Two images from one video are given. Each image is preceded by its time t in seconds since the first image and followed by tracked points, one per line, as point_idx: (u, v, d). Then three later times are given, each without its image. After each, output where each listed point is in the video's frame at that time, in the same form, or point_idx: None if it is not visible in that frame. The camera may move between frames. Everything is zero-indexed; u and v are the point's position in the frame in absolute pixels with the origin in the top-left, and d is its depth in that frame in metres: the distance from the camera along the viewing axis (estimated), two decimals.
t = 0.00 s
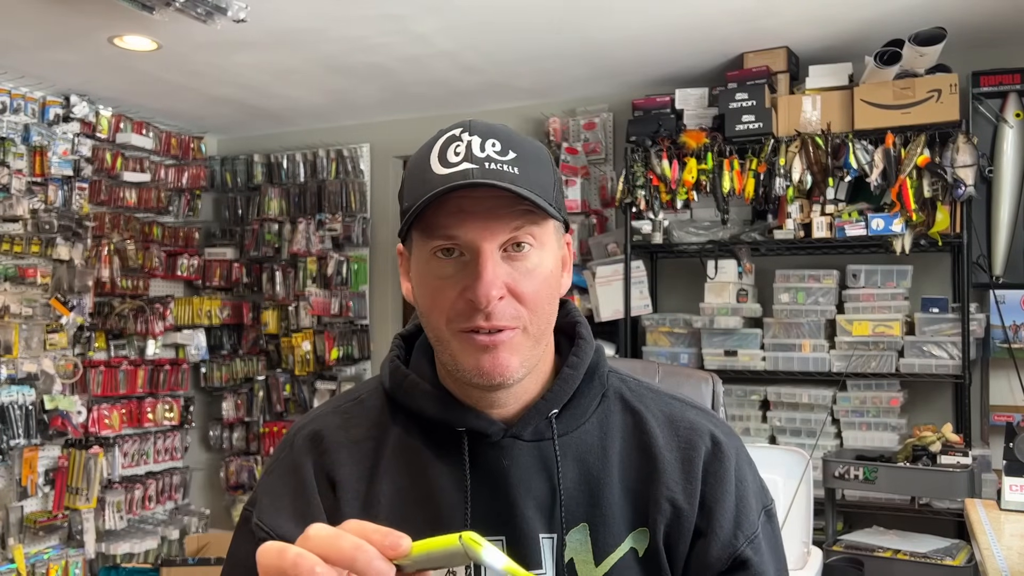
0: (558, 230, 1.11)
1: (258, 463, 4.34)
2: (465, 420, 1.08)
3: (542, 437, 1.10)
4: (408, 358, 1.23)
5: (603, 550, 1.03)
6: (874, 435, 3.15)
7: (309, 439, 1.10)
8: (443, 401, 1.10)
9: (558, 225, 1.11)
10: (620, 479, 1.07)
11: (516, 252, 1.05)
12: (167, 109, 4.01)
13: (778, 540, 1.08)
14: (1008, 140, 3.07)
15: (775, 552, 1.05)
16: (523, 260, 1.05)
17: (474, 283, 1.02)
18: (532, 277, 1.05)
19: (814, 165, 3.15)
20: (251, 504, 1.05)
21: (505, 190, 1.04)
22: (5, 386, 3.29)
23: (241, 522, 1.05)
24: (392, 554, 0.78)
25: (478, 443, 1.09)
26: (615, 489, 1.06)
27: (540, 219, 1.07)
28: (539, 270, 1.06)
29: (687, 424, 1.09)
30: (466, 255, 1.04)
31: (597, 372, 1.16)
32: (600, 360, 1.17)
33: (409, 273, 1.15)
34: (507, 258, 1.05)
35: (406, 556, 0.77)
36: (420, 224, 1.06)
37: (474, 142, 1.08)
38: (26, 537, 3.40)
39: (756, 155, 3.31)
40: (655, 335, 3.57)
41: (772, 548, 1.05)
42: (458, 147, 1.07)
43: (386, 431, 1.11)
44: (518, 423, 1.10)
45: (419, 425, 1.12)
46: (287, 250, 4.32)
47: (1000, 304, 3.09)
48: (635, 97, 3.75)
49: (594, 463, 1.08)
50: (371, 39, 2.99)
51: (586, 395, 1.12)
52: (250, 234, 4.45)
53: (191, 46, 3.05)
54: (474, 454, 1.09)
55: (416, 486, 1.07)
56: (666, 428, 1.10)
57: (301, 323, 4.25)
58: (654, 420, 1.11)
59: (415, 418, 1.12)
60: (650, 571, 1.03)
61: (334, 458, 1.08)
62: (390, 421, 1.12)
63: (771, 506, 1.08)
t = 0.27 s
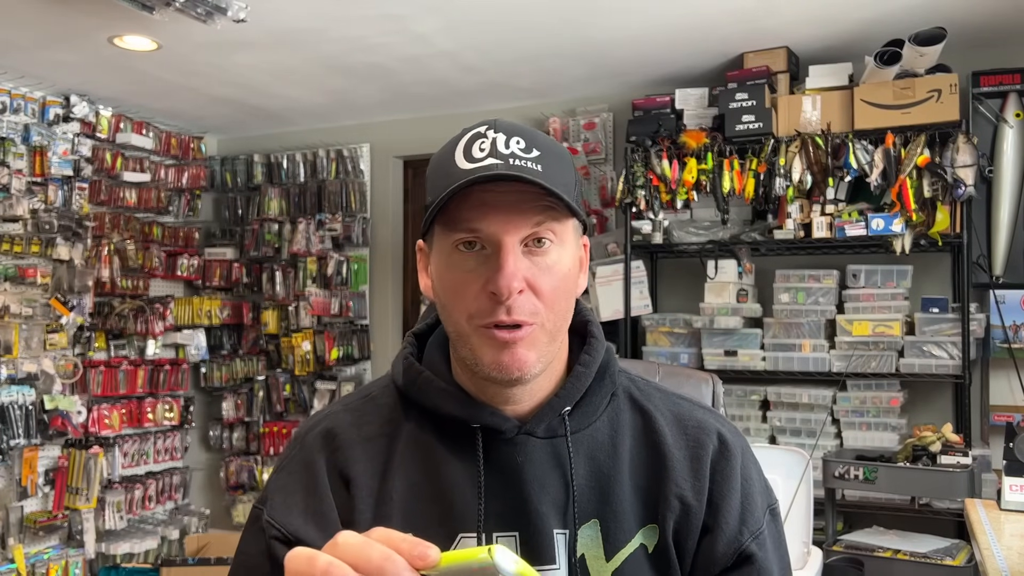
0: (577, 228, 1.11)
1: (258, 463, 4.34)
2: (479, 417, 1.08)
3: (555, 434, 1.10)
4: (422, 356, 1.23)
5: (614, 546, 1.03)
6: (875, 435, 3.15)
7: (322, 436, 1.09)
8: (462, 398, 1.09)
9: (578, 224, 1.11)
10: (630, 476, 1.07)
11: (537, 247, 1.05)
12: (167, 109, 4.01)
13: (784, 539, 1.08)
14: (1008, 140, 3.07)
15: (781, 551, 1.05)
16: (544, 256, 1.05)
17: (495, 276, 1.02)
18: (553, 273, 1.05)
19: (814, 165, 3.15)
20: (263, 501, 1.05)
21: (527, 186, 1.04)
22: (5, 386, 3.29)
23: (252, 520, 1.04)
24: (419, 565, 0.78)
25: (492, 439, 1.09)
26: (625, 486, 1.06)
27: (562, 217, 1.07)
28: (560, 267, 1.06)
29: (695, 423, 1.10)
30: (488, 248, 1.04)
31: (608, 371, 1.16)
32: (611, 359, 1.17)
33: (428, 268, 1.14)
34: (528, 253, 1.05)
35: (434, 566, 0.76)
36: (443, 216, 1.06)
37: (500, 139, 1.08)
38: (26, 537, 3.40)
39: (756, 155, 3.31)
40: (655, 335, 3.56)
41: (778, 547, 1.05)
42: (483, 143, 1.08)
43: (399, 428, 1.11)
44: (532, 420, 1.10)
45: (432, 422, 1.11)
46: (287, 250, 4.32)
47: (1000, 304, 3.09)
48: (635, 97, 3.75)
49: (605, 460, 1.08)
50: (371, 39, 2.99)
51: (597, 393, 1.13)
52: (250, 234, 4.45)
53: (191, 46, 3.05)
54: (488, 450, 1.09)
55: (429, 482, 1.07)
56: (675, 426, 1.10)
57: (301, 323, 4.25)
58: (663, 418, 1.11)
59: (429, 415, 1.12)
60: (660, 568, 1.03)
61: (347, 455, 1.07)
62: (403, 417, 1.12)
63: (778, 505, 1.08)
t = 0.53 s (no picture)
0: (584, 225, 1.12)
1: (258, 463, 4.34)
2: (484, 412, 1.09)
3: (559, 430, 1.10)
4: (427, 354, 1.23)
5: (616, 540, 1.03)
6: (875, 435, 3.15)
7: (329, 433, 1.09)
8: (465, 395, 1.10)
9: (585, 221, 1.12)
10: (632, 471, 1.07)
11: (546, 239, 1.06)
12: (167, 109, 4.01)
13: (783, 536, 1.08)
14: (1008, 140, 3.07)
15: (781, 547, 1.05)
16: (552, 247, 1.06)
17: (505, 263, 1.03)
18: (561, 265, 1.05)
19: (814, 165, 3.15)
20: (270, 498, 1.04)
21: (537, 180, 1.06)
22: (5, 386, 3.29)
23: (258, 517, 1.03)
24: (435, 550, 0.78)
25: (497, 434, 1.10)
26: (627, 481, 1.06)
27: (570, 211, 1.08)
28: (567, 259, 1.06)
29: (696, 419, 1.10)
30: (497, 238, 1.05)
31: (609, 368, 1.16)
32: (613, 356, 1.17)
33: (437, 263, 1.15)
34: (537, 245, 1.05)
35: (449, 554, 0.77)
36: (454, 208, 1.07)
37: (511, 136, 1.08)
38: (26, 537, 3.40)
39: (756, 155, 3.31)
40: (655, 335, 3.57)
41: (777, 542, 1.05)
42: (494, 140, 1.08)
43: (405, 424, 1.11)
44: (536, 415, 1.11)
45: (438, 419, 1.12)
46: (287, 250, 4.32)
47: (1000, 304, 3.09)
48: (635, 97, 3.75)
49: (607, 456, 1.08)
50: (372, 39, 2.99)
51: (600, 389, 1.13)
52: (250, 234, 4.45)
53: (191, 46, 3.05)
54: (492, 444, 1.09)
55: (435, 477, 1.07)
56: (676, 423, 1.10)
57: (301, 323, 4.25)
58: (665, 415, 1.11)
59: (434, 411, 1.12)
60: (662, 563, 1.03)
61: (354, 451, 1.07)
62: (409, 413, 1.12)
63: (776, 502, 1.08)
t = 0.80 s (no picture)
0: (573, 223, 1.12)
1: (258, 463, 4.34)
2: (481, 411, 1.09)
3: (555, 428, 1.10)
4: (424, 355, 1.24)
5: (613, 536, 1.03)
6: (875, 435, 3.15)
7: (328, 433, 1.09)
8: (464, 396, 1.10)
9: (574, 219, 1.12)
10: (628, 469, 1.07)
11: (534, 236, 1.06)
12: (167, 109, 4.01)
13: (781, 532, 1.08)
14: (1008, 140, 3.07)
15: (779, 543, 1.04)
16: (541, 245, 1.05)
17: (494, 261, 1.03)
18: (550, 262, 1.05)
19: (814, 165, 3.14)
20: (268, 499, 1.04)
21: (523, 179, 1.06)
22: (5, 386, 3.29)
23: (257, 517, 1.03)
24: (404, 524, 0.74)
25: (493, 433, 1.10)
26: (623, 478, 1.06)
27: (558, 209, 1.08)
28: (557, 256, 1.06)
29: (691, 417, 1.10)
30: (486, 236, 1.05)
31: (605, 368, 1.16)
32: (608, 357, 1.18)
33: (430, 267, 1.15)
34: (525, 242, 1.05)
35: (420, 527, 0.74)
36: (443, 210, 1.08)
37: (497, 137, 1.08)
38: (26, 537, 3.40)
39: (756, 155, 3.31)
40: (655, 335, 3.57)
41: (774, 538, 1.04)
42: (481, 142, 1.08)
43: (404, 424, 1.12)
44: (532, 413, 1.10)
45: (436, 418, 1.12)
46: (287, 250, 4.32)
47: (1000, 304, 3.09)
48: (635, 97, 3.75)
49: (603, 454, 1.08)
50: (372, 39, 2.99)
51: (595, 388, 1.13)
52: (250, 234, 4.45)
53: (191, 46, 3.05)
54: (490, 443, 1.09)
55: (433, 476, 1.07)
56: (671, 420, 1.10)
57: (301, 323, 4.25)
58: (660, 413, 1.11)
59: (432, 410, 1.12)
60: (658, 560, 1.02)
61: (353, 449, 1.07)
62: (407, 414, 1.13)
63: (773, 498, 1.08)
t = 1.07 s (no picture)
0: (561, 222, 1.12)
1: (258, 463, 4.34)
2: (470, 410, 1.09)
3: (544, 427, 1.11)
4: (413, 356, 1.24)
5: (603, 533, 1.03)
6: (874, 435, 3.15)
7: (318, 435, 1.10)
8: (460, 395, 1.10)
9: (562, 218, 1.12)
10: (617, 466, 1.07)
11: (522, 236, 1.06)
12: (167, 109, 4.01)
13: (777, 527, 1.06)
14: (1008, 140, 3.07)
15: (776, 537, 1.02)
16: (528, 244, 1.06)
17: (481, 261, 1.03)
18: (538, 261, 1.05)
19: (815, 165, 3.14)
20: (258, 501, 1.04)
21: (509, 179, 1.07)
22: (5, 386, 3.29)
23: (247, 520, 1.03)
24: (324, 486, 0.78)
25: (482, 433, 1.10)
26: (612, 475, 1.06)
27: (545, 208, 1.08)
28: (545, 255, 1.06)
29: (681, 414, 1.10)
30: (473, 236, 1.05)
31: (595, 366, 1.17)
32: (599, 354, 1.18)
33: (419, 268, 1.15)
34: (513, 242, 1.05)
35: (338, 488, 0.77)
36: (430, 210, 1.08)
37: (484, 137, 1.09)
38: (26, 537, 3.40)
39: (756, 155, 3.31)
40: (655, 335, 3.56)
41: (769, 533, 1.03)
42: (468, 141, 1.08)
43: (393, 425, 1.13)
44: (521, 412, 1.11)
45: (425, 419, 1.13)
46: (287, 250, 4.32)
47: (1000, 304, 3.10)
48: (635, 97, 3.75)
49: (593, 452, 1.08)
50: (372, 39, 2.99)
51: (585, 387, 1.13)
52: (249, 234, 4.45)
53: (191, 46, 3.05)
54: (478, 442, 1.10)
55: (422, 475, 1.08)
56: (661, 417, 1.10)
57: (301, 323, 4.25)
58: (651, 411, 1.11)
59: (421, 411, 1.14)
60: (650, 556, 1.02)
61: (343, 450, 1.08)
62: (397, 415, 1.14)
63: (768, 493, 1.07)
